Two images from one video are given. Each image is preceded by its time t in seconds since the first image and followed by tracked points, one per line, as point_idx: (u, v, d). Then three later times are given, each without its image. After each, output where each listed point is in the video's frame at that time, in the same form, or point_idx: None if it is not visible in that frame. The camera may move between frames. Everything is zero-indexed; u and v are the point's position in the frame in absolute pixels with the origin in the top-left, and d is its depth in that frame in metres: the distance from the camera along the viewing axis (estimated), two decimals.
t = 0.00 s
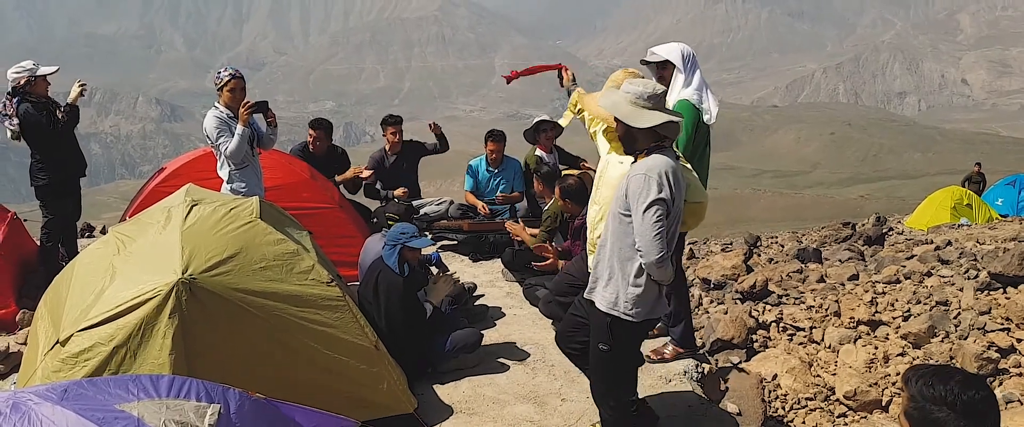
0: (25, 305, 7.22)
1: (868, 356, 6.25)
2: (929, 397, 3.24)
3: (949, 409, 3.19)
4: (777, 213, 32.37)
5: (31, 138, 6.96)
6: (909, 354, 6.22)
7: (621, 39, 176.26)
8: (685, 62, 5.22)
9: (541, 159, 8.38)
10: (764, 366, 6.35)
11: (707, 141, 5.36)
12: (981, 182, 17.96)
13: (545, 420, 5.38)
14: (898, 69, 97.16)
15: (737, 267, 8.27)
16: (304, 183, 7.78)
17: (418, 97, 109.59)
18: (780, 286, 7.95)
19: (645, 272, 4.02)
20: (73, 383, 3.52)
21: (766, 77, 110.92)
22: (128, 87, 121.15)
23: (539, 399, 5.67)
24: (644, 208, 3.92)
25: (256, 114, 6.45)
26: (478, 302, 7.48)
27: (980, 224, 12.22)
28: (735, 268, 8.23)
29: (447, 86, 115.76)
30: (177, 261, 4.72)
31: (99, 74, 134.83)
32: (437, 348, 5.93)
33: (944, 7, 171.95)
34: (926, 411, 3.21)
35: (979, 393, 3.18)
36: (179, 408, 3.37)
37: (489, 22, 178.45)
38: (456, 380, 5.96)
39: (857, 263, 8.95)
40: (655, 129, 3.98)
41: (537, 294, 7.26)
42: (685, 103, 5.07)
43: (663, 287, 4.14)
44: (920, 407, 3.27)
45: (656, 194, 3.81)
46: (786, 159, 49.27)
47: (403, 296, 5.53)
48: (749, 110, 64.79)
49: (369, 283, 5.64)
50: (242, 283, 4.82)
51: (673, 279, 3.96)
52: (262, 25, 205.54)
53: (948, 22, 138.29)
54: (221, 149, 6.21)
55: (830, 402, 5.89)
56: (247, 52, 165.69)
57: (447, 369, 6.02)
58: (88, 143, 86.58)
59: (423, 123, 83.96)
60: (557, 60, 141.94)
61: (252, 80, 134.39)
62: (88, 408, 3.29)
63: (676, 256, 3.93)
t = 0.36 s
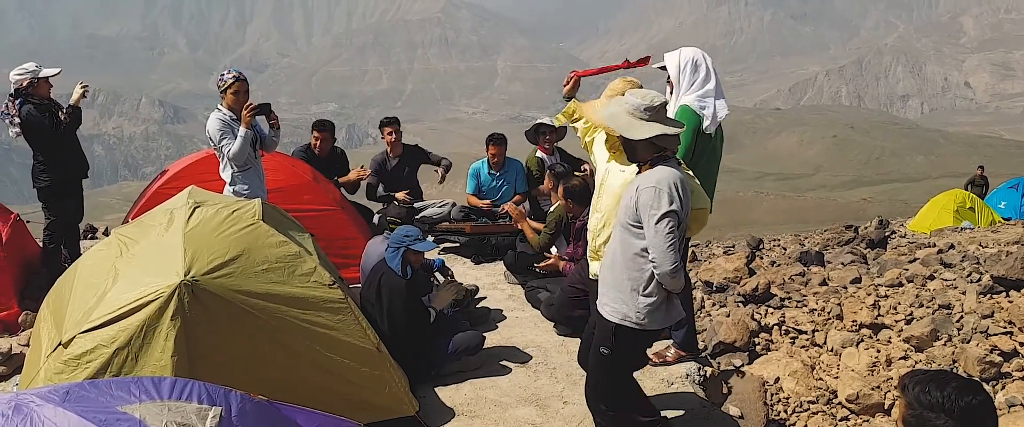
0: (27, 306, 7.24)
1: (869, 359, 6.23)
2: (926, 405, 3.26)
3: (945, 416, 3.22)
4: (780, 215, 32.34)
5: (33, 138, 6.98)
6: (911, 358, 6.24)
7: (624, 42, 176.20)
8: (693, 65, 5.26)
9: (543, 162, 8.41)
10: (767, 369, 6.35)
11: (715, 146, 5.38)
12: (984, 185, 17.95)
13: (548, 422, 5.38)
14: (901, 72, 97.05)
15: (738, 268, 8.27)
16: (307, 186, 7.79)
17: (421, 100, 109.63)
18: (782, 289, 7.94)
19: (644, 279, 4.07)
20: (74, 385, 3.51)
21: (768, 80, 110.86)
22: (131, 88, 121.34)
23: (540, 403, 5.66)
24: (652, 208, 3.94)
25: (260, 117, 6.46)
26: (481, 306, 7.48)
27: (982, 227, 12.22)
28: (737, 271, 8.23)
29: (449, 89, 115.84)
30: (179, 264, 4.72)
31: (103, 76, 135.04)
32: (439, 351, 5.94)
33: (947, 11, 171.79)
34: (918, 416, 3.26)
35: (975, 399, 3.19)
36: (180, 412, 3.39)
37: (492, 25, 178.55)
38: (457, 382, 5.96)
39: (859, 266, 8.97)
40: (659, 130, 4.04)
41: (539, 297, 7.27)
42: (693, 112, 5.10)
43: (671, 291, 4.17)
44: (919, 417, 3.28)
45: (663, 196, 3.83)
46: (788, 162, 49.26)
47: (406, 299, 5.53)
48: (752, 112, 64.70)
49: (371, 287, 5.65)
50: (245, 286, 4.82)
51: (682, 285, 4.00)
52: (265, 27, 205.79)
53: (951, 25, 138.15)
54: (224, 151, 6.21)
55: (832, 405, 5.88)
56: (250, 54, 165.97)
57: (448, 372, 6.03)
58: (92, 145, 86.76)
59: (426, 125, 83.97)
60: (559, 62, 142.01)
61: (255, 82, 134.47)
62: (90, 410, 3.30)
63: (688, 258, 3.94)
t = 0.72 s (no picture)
0: (26, 304, 7.23)
1: (869, 359, 6.22)
2: (925, 403, 3.28)
3: (946, 414, 3.22)
4: (780, 215, 32.34)
5: (30, 136, 6.97)
6: (911, 357, 6.24)
7: (623, 41, 176.16)
8: (697, 64, 5.29)
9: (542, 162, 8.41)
10: (766, 368, 6.35)
11: (717, 145, 5.38)
12: (983, 185, 17.95)
13: (546, 421, 5.38)
14: (900, 72, 97.00)
15: (738, 268, 8.27)
16: (306, 185, 7.79)
17: (420, 99, 109.63)
18: (782, 289, 7.93)
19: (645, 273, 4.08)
20: (72, 384, 3.52)
21: (768, 79, 110.84)
22: (130, 87, 121.32)
23: (539, 402, 5.67)
24: (652, 203, 3.95)
25: (259, 116, 6.44)
26: (480, 304, 7.47)
27: (982, 227, 12.21)
28: (737, 270, 8.24)
29: (449, 88, 115.85)
30: (178, 263, 4.71)
31: (102, 74, 134.99)
32: (438, 348, 5.94)
33: (947, 11, 171.71)
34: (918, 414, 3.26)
35: (973, 399, 3.21)
36: (178, 409, 3.38)
37: (492, 24, 178.59)
38: (457, 382, 5.94)
39: (859, 266, 8.96)
40: (660, 125, 4.06)
41: (538, 296, 7.25)
42: (691, 116, 5.11)
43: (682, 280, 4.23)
44: (917, 416, 3.29)
45: (667, 194, 3.86)
46: (788, 162, 49.26)
47: (406, 298, 5.53)
48: (752, 112, 64.71)
49: (370, 286, 5.64)
50: (244, 284, 4.82)
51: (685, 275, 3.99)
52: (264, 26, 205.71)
53: (950, 25, 138.09)
54: (223, 150, 6.21)
55: (830, 405, 5.88)
56: (249, 53, 165.91)
57: (448, 370, 6.02)
58: (91, 144, 86.75)
59: (425, 124, 83.93)
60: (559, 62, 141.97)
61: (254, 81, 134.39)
62: (88, 409, 3.29)
63: (693, 253, 3.97)
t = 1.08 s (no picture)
0: (26, 303, 7.24)
1: (869, 359, 6.23)
2: (927, 402, 3.28)
3: (946, 413, 3.24)
4: (781, 215, 32.31)
5: (29, 135, 6.98)
6: (911, 358, 6.23)
7: (624, 41, 176.10)
8: (698, 62, 5.31)
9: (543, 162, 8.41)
10: (766, 369, 6.35)
11: (717, 143, 5.39)
12: (983, 185, 17.96)
13: (546, 422, 5.36)
14: (901, 72, 96.95)
15: (738, 268, 8.27)
16: (307, 184, 7.79)
17: (421, 99, 109.66)
18: (782, 289, 7.93)
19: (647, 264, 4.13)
20: (74, 381, 3.53)
21: (769, 79, 110.83)
22: (131, 86, 121.27)
23: (540, 402, 5.66)
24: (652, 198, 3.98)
25: (260, 115, 6.44)
26: (479, 304, 7.47)
27: (982, 227, 12.22)
28: (737, 270, 8.24)
29: (450, 88, 115.87)
30: (179, 262, 4.72)
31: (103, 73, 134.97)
32: (438, 348, 5.93)
33: (947, 11, 171.56)
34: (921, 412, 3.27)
35: (976, 398, 3.22)
36: (178, 408, 3.38)
37: (493, 24, 178.59)
38: (457, 381, 5.95)
39: (858, 266, 8.95)
40: (663, 121, 4.13)
41: (539, 295, 7.25)
42: (690, 116, 5.14)
43: (692, 268, 4.29)
44: (920, 415, 3.30)
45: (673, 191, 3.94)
46: (789, 162, 49.29)
47: (405, 298, 5.54)
48: (752, 112, 64.73)
49: (370, 285, 5.63)
50: (245, 282, 4.83)
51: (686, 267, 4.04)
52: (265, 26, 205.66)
53: (951, 25, 138.07)
54: (224, 149, 6.21)
55: (831, 405, 5.88)
56: (250, 52, 165.91)
57: (448, 370, 6.03)
58: (91, 143, 86.72)
59: (426, 124, 83.88)
60: (559, 61, 141.96)
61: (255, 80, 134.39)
62: (89, 407, 3.29)
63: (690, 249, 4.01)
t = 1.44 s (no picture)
0: (27, 302, 7.27)
1: (870, 360, 6.22)
2: (929, 400, 3.30)
3: (949, 412, 3.24)
4: (782, 215, 32.23)
5: (29, 133, 7.00)
6: (913, 358, 6.21)
7: (626, 40, 175.84)
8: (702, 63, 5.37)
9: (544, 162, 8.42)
10: (767, 368, 6.35)
11: (718, 144, 5.39)
12: (985, 185, 17.93)
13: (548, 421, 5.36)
14: (903, 72, 96.70)
15: (739, 268, 8.27)
16: (308, 182, 7.79)
17: (422, 98, 109.55)
18: (783, 289, 7.92)
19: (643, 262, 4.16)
20: (74, 380, 3.54)
21: (771, 79, 110.64)
22: (132, 85, 121.25)
23: (541, 400, 5.66)
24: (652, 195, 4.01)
25: (261, 114, 6.44)
26: (481, 303, 7.47)
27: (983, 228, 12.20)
28: (738, 270, 8.24)
29: (451, 87, 115.78)
30: (180, 260, 4.73)
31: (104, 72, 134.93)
32: (439, 346, 5.94)
33: (950, 11, 171.11)
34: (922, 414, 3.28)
35: (980, 398, 3.22)
36: (179, 406, 3.38)
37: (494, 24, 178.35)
38: (458, 381, 5.95)
39: (860, 266, 8.94)
40: (664, 118, 4.16)
41: (540, 295, 7.25)
42: (692, 115, 5.16)
43: (687, 266, 4.32)
44: (923, 412, 3.30)
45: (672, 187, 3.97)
46: (790, 162, 49.22)
47: (406, 297, 5.54)
48: (754, 112, 64.65)
49: (371, 283, 5.65)
50: (246, 281, 4.82)
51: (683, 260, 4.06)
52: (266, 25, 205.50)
53: (954, 25, 137.72)
54: (226, 147, 6.23)
55: (832, 405, 5.87)
56: (251, 51, 165.89)
57: (449, 368, 6.04)
58: (93, 141, 86.68)
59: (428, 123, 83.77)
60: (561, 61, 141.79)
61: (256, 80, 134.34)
62: (89, 405, 3.29)
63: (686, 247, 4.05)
